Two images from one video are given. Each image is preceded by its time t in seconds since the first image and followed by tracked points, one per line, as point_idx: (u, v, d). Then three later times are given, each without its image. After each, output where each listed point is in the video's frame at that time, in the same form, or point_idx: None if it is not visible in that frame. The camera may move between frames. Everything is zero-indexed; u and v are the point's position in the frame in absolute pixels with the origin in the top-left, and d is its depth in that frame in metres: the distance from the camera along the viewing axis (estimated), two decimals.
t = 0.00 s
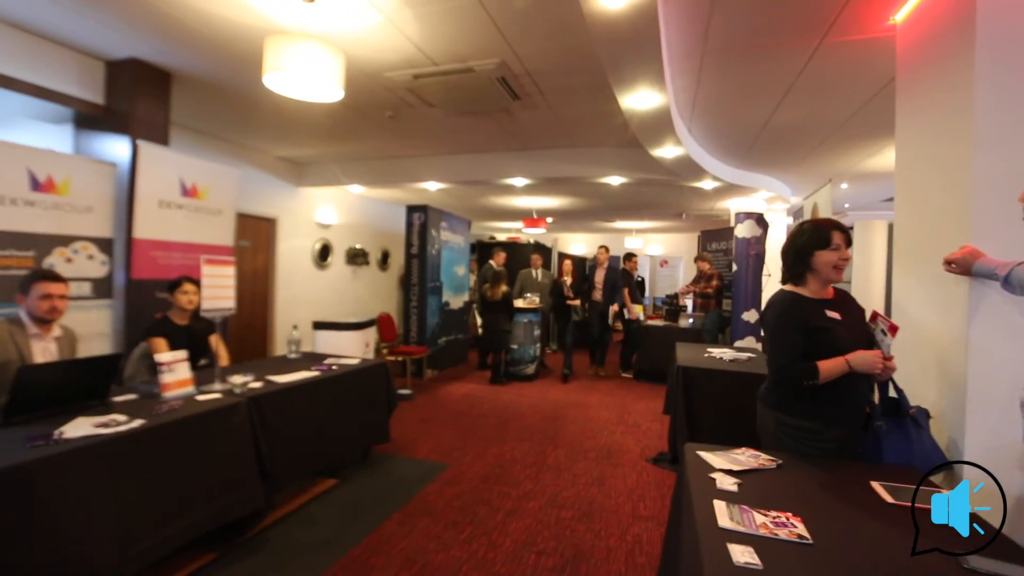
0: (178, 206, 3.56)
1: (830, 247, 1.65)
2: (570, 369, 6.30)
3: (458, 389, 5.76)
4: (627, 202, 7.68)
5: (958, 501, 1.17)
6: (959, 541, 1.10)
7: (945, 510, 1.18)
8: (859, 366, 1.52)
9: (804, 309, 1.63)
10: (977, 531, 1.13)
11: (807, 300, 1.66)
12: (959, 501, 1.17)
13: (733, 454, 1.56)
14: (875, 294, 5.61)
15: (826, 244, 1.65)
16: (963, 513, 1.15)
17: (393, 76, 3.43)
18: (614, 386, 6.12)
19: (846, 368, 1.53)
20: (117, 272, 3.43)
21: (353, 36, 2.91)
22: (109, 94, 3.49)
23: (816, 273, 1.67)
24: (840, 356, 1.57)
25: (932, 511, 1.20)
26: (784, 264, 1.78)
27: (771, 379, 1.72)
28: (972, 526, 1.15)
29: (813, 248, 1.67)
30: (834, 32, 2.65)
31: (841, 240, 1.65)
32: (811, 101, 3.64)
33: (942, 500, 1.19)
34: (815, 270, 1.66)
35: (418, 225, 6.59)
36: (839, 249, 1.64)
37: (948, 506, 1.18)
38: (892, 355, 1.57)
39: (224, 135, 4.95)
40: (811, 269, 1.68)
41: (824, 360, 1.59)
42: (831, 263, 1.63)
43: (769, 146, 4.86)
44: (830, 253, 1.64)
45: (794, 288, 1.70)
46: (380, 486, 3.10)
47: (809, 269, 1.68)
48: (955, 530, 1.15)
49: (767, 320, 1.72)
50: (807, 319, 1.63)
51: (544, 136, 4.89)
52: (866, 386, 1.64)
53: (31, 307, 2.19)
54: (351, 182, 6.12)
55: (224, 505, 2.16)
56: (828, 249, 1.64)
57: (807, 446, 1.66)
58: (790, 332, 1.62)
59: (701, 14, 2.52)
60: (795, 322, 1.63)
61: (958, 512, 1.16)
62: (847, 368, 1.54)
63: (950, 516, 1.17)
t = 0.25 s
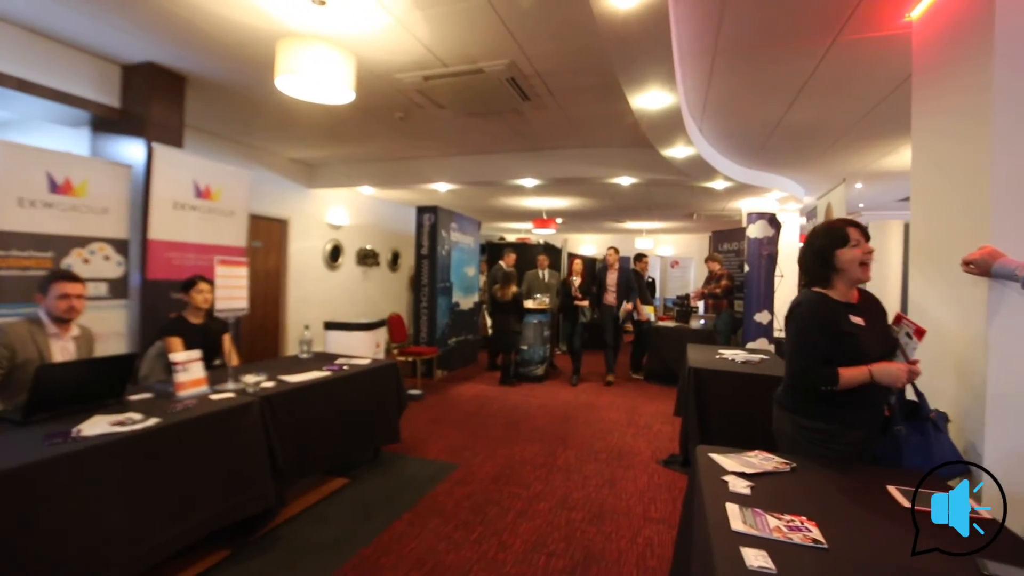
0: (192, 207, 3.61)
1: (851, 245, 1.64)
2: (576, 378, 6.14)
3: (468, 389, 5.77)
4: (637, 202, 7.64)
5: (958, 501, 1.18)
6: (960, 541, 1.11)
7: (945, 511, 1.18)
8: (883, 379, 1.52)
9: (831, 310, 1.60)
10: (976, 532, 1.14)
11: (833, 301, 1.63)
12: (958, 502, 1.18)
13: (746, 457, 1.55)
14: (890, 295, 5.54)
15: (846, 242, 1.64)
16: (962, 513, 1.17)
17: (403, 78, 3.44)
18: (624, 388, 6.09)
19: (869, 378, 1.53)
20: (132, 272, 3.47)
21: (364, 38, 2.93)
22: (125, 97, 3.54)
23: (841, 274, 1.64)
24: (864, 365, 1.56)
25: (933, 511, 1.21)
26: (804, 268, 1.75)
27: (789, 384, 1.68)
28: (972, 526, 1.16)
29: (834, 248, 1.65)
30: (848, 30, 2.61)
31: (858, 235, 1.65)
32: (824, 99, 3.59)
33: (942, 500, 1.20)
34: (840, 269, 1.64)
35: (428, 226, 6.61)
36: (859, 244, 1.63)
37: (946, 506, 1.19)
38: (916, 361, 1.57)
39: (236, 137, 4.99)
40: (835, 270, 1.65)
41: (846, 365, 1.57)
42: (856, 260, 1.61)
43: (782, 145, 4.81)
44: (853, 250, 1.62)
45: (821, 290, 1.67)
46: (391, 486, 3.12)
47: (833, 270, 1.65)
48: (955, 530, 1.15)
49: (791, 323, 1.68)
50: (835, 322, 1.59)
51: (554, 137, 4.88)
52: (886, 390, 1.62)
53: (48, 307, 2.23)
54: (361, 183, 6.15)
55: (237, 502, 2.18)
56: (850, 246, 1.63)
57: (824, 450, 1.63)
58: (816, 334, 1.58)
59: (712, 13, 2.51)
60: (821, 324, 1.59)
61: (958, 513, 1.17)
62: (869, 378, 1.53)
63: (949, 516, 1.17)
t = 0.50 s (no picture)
0: (209, 209, 3.65)
1: (874, 249, 1.61)
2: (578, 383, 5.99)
3: (479, 390, 5.78)
4: (649, 203, 7.60)
5: (958, 502, 1.19)
6: (959, 541, 1.11)
7: (945, 512, 1.18)
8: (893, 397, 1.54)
9: (860, 316, 1.56)
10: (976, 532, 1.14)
11: (861, 307, 1.59)
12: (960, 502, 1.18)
13: (761, 461, 1.53)
14: (908, 296, 5.45)
15: (869, 246, 1.61)
16: (963, 513, 1.17)
17: (415, 79, 3.46)
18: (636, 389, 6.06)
19: (885, 393, 1.53)
20: (151, 273, 3.52)
21: (377, 41, 2.95)
22: (143, 101, 3.60)
23: (867, 279, 1.61)
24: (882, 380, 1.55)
25: (932, 511, 1.21)
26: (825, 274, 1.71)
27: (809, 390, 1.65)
28: (971, 526, 1.17)
29: (858, 253, 1.62)
30: (865, 28, 2.58)
31: (879, 238, 1.62)
32: (841, 97, 3.54)
33: (942, 500, 1.20)
34: (866, 274, 1.60)
35: (440, 227, 6.63)
36: (882, 247, 1.60)
37: (946, 507, 1.19)
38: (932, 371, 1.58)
39: (251, 140, 5.05)
40: (860, 275, 1.62)
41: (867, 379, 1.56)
42: (881, 263, 1.58)
43: (796, 145, 4.76)
44: (878, 254, 1.59)
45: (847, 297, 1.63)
46: (403, 486, 3.13)
47: (859, 275, 1.62)
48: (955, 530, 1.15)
49: (816, 331, 1.63)
50: (864, 329, 1.56)
51: (565, 137, 4.87)
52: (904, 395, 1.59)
53: (69, 307, 2.27)
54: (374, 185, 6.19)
55: (252, 499, 2.20)
56: (873, 250, 1.60)
57: (845, 453, 1.61)
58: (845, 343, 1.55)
59: (726, 11, 2.49)
60: (849, 331, 1.55)
61: (959, 513, 1.17)
62: (885, 392, 1.54)
63: (949, 516, 1.18)
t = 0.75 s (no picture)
0: (221, 211, 3.69)
1: (893, 253, 1.59)
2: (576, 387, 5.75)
3: (489, 390, 5.78)
4: (659, 203, 7.56)
5: (958, 502, 1.18)
6: (958, 541, 1.10)
7: (945, 512, 1.18)
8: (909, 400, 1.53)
9: (876, 321, 1.54)
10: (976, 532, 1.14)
11: (877, 311, 1.57)
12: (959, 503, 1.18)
13: (773, 463, 1.52)
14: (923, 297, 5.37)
15: (888, 250, 1.59)
16: (962, 513, 1.16)
17: (425, 81, 3.47)
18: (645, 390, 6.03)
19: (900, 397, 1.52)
20: (164, 274, 3.56)
21: (388, 42, 2.96)
22: (157, 104, 3.64)
23: (883, 283, 1.59)
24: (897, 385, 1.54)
25: (931, 511, 1.20)
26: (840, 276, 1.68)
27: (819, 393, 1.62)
28: (972, 526, 1.16)
29: (876, 256, 1.59)
30: (879, 25, 2.55)
31: (899, 243, 1.60)
32: (854, 96, 3.50)
33: (943, 501, 1.19)
34: (884, 279, 1.58)
35: (449, 228, 6.64)
36: (901, 252, 1.58)
37: (947, 508, 1.18)
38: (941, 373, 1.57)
39: (263, 142, 5.09)
40: (876, 279, 1.60)
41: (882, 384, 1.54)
42: (899, 268, 1.57)
43: (809, 144, 4.71)
44: (896, 259, 1.57)
45: (863, 300, 1.61)
46: (412, 486, 3.14)
47: (875, 279, 1.60)
48: (955, 530, 1.15)
49: (830, 333, 1.60)
50: (879, 334, 1.54)
51: (574, 137, 4.86)
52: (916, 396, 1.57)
53: (84, 307, 2.30)
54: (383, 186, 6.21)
55: (262, 498, 2.22)
56: (891, 255, 1.58)
57: (858, 457, 1.59)
58: (860, 347, 1.52)
59: (737, 9, 2.47)
60: (865, 335, 1.53)
61: (959, 513, 1.17)
62: (900, 396, 1.52)
63: (950, 517, 1.17)
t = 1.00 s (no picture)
0: (227, 211, 3.71)
1: (898, 253, 1.57)
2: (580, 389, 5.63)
3: (493, 390, 5.78)
4: (664, 202, 7.54)
5: (958, 501, 1.18)
6: (959, 540, 1.09)
7: (946, 510, 1.17)
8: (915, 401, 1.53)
9: (881, 322, 1.52)
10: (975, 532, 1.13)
11: (882, 312, 1.56)
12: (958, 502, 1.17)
13: (780, 464, 1.51)
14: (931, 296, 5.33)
15: (892, 250, 1.58)
16: (962, 512, 1.16)
17: (429, 81, 3.47)
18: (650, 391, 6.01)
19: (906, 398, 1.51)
20: (170, 274, 3.58)
21: (393, 43, 2.97)
22: (164, 105, 3.66)
23: (888, 284, 1.58)
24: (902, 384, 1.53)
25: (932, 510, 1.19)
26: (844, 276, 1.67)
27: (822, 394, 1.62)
28: (972, 525, 1.15)
29: (881, 257, 1.58)
30: (886, 23, 2.53)
31: (904, 243, 1.59)
32: (861, 94, 3.48)
33: (943, 499, 1.19)
34: (888, 279, 1.57)
35: (454, 228, 6.64)
36: (906, 252, 1.57)
37: (947, 506, 1.18)
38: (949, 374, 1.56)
39: (268, 142, 5.11)
40: (881, 279, 1.58)
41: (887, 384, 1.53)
42: (904, 269, 1.55)
43: (814, 143, 4.68)
44: (900, 259, 1.56)
45: (867, 301, 1.59)
46: (417, 486, 3.14)
47: (880, 279, 1.58)
48: (955, 529, 1.14)
49: (834, 333, 1.59)
50: (883, 335, 1.53)
51: (579, 137, 4.86)
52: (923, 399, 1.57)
53: (92, 307, 2.31)
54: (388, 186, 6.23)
55: (267, 498, 2.22)
56: (896, 255, 1.56)
57: (864, 459, 1.57)
58: (864, 348, 1.51)
59: (742, 8, 2.46)
60: (869, 337, 1.51)
61: (959, 513, 1.16)
62: (905, 397, 1.52)
63: (949, 515, 1.16)
